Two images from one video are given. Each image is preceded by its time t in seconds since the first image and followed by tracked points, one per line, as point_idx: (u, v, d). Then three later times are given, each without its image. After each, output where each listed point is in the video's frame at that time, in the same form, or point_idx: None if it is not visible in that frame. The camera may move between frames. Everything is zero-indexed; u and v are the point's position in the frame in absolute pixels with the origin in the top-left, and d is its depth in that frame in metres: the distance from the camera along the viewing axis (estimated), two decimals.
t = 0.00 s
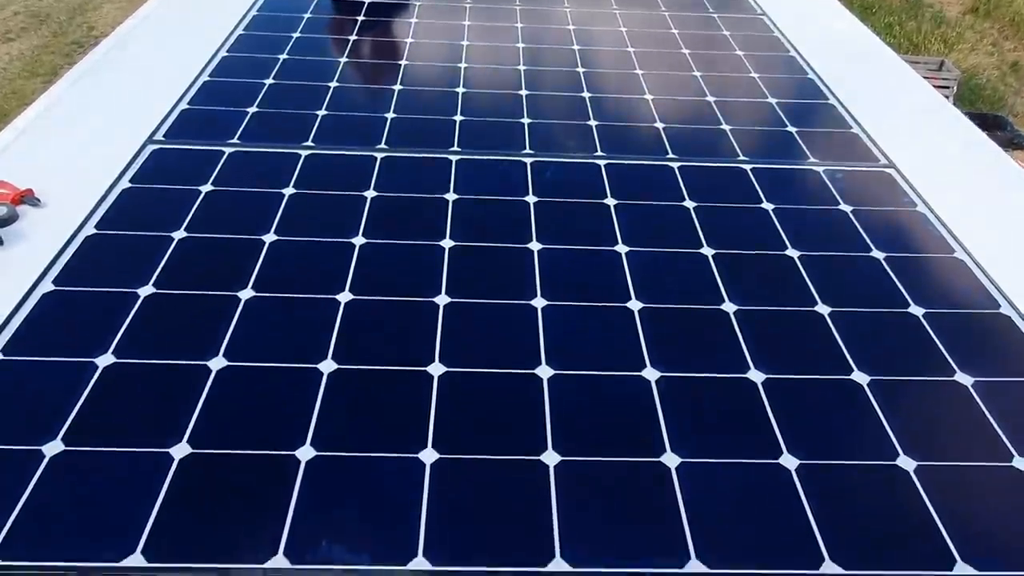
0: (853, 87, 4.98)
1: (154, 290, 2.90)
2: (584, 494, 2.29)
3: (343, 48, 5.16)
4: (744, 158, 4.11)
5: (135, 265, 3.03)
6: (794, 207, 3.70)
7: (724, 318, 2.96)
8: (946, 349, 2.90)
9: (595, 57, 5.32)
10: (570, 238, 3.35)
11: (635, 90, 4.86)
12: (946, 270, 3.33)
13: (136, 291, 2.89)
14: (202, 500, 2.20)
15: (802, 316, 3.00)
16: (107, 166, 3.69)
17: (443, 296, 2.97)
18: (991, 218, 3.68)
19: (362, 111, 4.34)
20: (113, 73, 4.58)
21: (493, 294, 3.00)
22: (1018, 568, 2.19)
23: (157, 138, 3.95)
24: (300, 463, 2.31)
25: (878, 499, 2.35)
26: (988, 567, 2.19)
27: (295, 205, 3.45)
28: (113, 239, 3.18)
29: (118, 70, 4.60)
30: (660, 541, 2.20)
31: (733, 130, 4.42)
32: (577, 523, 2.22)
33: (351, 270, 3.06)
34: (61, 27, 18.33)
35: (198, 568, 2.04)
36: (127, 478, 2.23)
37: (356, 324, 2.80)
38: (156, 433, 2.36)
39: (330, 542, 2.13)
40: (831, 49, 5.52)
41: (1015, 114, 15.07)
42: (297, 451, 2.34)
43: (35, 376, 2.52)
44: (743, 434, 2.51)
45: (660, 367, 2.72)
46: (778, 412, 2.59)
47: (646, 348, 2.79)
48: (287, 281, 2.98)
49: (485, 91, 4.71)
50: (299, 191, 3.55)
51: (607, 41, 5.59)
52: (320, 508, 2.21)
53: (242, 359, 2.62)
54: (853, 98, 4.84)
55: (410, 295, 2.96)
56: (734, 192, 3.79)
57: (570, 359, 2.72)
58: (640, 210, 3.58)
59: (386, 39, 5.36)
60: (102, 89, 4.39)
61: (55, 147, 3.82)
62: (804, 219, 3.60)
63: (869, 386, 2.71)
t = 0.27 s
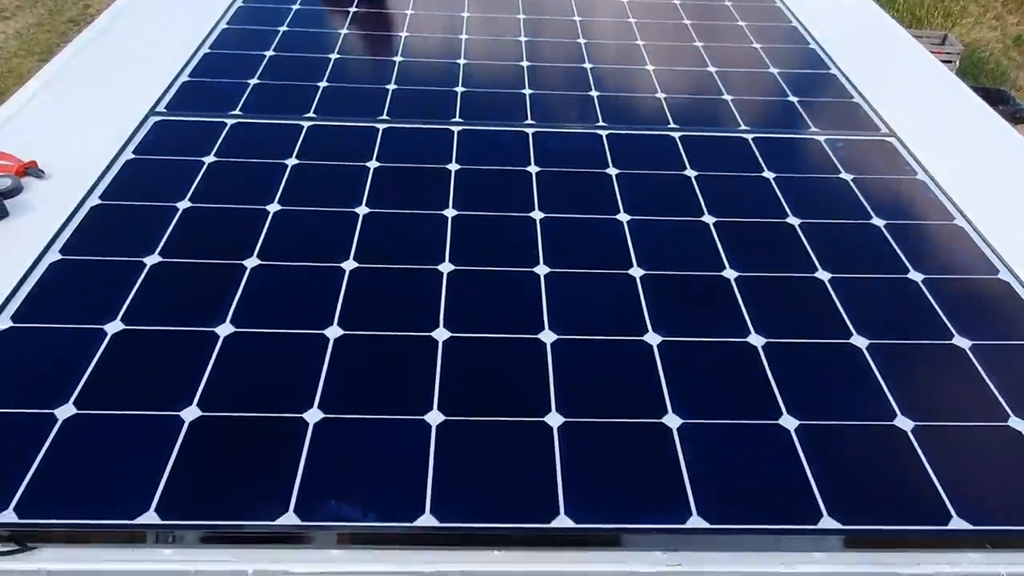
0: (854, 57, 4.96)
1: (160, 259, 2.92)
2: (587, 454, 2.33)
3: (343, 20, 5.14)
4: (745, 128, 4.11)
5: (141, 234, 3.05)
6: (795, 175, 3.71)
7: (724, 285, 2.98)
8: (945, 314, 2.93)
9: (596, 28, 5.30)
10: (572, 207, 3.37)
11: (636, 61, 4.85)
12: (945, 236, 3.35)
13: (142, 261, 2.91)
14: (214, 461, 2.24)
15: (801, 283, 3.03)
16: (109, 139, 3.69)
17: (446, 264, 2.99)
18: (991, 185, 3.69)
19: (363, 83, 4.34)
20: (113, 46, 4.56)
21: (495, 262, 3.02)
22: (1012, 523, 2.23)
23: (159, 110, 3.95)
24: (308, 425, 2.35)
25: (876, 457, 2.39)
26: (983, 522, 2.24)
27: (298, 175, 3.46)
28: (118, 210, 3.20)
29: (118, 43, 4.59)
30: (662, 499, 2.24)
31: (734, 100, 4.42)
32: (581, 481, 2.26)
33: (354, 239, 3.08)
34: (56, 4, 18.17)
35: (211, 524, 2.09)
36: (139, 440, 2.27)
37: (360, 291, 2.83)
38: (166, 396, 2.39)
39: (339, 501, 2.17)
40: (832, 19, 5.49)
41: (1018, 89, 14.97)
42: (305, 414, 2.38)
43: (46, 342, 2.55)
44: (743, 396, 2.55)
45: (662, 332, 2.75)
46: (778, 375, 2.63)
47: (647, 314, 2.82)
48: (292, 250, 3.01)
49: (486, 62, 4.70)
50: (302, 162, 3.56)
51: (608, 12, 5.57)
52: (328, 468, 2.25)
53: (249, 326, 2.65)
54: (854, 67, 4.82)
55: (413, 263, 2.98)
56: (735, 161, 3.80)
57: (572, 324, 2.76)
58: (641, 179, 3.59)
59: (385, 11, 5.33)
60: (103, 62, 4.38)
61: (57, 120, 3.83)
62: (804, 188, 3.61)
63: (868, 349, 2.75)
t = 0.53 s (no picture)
0: (855, 37, 4.96)
1: (169, 237, 2.96)
2: (592, 422, 2.38)
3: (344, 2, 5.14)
4: (747, 106, 4.13)
5: (149, 213, 3.08)
6: (797, 153, 3.74)
7: (726, 259, 3.02)
8: (945, 287, 2.97)
9: (597, 8, 5.30)
10: (575, 185, 3.40)
11: (638, 41, 4.86)
12: (944, 211, 3.39)
13: (151, 238, 2.95)
14: (227, 431, 2.29)
15: (802, 258, 3.06)
16: (115, 121, 3.72)
17: (451, 241, 3.03)
18: (992, 162, 3.71)
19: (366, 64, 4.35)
20: (115, 30, 4.58)
21: (500, 238, 3.06)
22: (1009, 486, 2.29)
23: (163, 91, 3.97)
24: (318, 397, 2.39)
25: (875, 425, 2.44)
26: (980, 486, 2.29)
27: (304, 155, 3.49)
28: (125, 189, 3.23)
29: (121, 27, 4.60)
30: (664, 465, 2.29)
31: (736, 79, 4.43)
32: (586, 448, 2.31)
33: (360, 217, 3.12)
34: None
35: (227, 491, 2.14)
36: (153, 412, 2.32)
37: (368, 267, 2.86)
38: (178, 369, 2.44)
39: (351, 469, 2.22)
40: None
41: (1020, 72, 14.90)
42: (315, 385, 2.42)
43: (59, 318, 2.59)
44: (745, 367, 2.59)
45: (665, 305, 2.79)
46: (780, 345, 2.67)
47: (650, 288, 2.86)
48: (298, 227, 3.04)
49: (487, 43, 4.71)
50: (306, 141, 3.58)
51: None
52: (338, 438, 2.30)
53: (258, 301, 2.69)
54: (855, 47, 4.82)
55: (418, 240, 3.02)
56: (737, 139, 3.82)
57: (577, 298, 2.79)
58: (643, 157, 3.62)
59: None
60: (107, 46, 4.40)
61: (62, 103, 3.85)
62: (806, 165, 3.64)
63: (870, 322, 2.78)
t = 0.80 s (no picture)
0: (858, 14, 4.96)
1: (176, 209, 2.98)
2: (597, 385, 2.41)
3: None
4: (750, 82, 4.14)
5: (156, 186, 3.10)
6: (799, 127, 3.75)
7: (730, 230, 3.04)
8: (949, 255, 2.98)
9: None
10: (579, 158, 3.41)
11: (640, 19, 4.86)
12: (947, 182, 3.40)
13: (159, 210, 2.97)
14: (239, 394, 2.32)
15: (805, 228, 3.08)
16: (121, 98, 3.73)
17: (457, 212, 3.05)
18: (995, 134, 3.72)
19: (369, 42, 4.36)
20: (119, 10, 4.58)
21: (504, 210, 3.08)
22: (1010, 445, 2.32)
23: (168, 68, 3.98)
24: (327, 362, 2.42)
25: (877, 388, 2.47)
26: (981, 445, 2.33)
27: (309, 130, 3.50)
28: (131, 162, 3.24)
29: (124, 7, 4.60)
30: (670, 426, 2.33)
31: (738, 55, 4.44)
32: (593, 411, 2.35)
33: (366, 189, 3.13)
34: None
35: (240, 451, 2.19)
36: (165, 376, 2.35)
37: (374, 238, 2.88)
38: (188, 335, 2.47)
39: (362, 430, 2.26)
40: None
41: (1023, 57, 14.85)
42: (324, 350, 2.45)
43: (70, 286, 2.62)
44: (749, 332, 2.61)
45: (669, 273, 2.82)
46: (783, 312, 2.69)
47: (655, 256, 2.88)
48: (304, 199, 3.06)
49: (490, 22, 4.71)
50: (311, 116, 3.60)
51: None
52: (348, 401, 2.33)
53: (267, 270, 2.72)
54: (858, 24, 4.82)
55: (424, 211, 3.04)
56: (740, 113, 3.83)
57: (582, 267, 2.82)
58: (646, 131, 3.63)
59: None
60: (111, 25, 4.40)
61: (68, 80, 3.86)
62: (808, 138, 3.65)
63: (871, 290, 2.80)
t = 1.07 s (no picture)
0: None
1: (178, 164, 2.96)
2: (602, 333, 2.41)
3: None
4: (754, 44, 4.10)
5: (158, 141, 3.08)
6: (804, 86, 3.73)
7: (734, 185, 3.03)
8: (953, 208, 2.98)
9: None
10: (582, 117, 3.39)
11: None
12: (952, 138, 3.39)
13: (161, 164, 2.95)
14: (243, 341, 2.32)
15: (810, 183, 3.07)
16: (121, 59, 3.70)
17: (460, 168, 3.03)
18: (1001, 93, 3.69)
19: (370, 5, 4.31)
20: None
21: (508, 166, 3.06)
22: (1013, 389, 2.33)
23: (167, 30, 3.93)
24: (331, 310, 2.42)
25: (881, 336, 2.47)
26: (984, 389, 2.34)
27: (310, 88, 3.47)
28: (131, 119, 3.22)
29: None
30: (674, 371, 2.34)
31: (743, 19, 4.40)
32: (597, 357, 2.35)
33: (368, 146, 3.12)
34: None
35: (246, 395, 2.19)
36: (170, 324, 2.35)
37: (377, 191, 2.87)
38: (192, 285, 2.46)
39: (366, 374, 2.27)
40: None
41: None
42: (328, 299, 2.45)
43: (72, 237, 2.61)
44: (754, 283, 2.60)
45: (673, 226, 2.80)
46: (787, 264, 2.69)
47: (659, 210, 2.87)
48: (306, 156, 3.04)
49: None
50: (312, 76, 3.57)
51: None
52: (352, 348, 2.33)
53: (269, 223, 2.70)
54: None
55: (427, 166, 3.02)
56: (744, 74, 3.80)
57: (585, 220, 2.81)
58: (650, 91, 3.61)
59: None
60: None
61: (68, 42, 3.82)
62: (813, 98, 3.63)
63: (875, 242, 2.80)
